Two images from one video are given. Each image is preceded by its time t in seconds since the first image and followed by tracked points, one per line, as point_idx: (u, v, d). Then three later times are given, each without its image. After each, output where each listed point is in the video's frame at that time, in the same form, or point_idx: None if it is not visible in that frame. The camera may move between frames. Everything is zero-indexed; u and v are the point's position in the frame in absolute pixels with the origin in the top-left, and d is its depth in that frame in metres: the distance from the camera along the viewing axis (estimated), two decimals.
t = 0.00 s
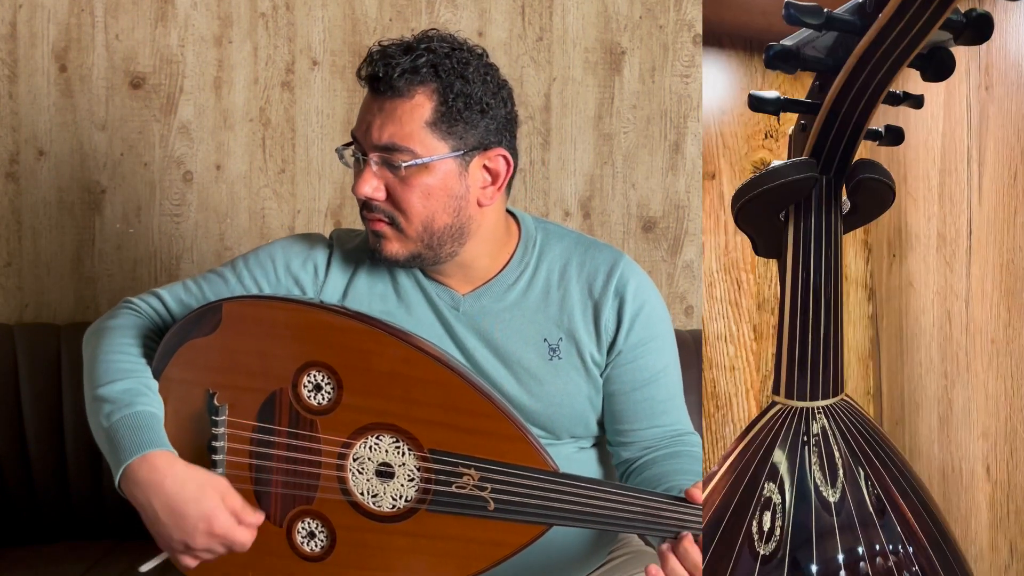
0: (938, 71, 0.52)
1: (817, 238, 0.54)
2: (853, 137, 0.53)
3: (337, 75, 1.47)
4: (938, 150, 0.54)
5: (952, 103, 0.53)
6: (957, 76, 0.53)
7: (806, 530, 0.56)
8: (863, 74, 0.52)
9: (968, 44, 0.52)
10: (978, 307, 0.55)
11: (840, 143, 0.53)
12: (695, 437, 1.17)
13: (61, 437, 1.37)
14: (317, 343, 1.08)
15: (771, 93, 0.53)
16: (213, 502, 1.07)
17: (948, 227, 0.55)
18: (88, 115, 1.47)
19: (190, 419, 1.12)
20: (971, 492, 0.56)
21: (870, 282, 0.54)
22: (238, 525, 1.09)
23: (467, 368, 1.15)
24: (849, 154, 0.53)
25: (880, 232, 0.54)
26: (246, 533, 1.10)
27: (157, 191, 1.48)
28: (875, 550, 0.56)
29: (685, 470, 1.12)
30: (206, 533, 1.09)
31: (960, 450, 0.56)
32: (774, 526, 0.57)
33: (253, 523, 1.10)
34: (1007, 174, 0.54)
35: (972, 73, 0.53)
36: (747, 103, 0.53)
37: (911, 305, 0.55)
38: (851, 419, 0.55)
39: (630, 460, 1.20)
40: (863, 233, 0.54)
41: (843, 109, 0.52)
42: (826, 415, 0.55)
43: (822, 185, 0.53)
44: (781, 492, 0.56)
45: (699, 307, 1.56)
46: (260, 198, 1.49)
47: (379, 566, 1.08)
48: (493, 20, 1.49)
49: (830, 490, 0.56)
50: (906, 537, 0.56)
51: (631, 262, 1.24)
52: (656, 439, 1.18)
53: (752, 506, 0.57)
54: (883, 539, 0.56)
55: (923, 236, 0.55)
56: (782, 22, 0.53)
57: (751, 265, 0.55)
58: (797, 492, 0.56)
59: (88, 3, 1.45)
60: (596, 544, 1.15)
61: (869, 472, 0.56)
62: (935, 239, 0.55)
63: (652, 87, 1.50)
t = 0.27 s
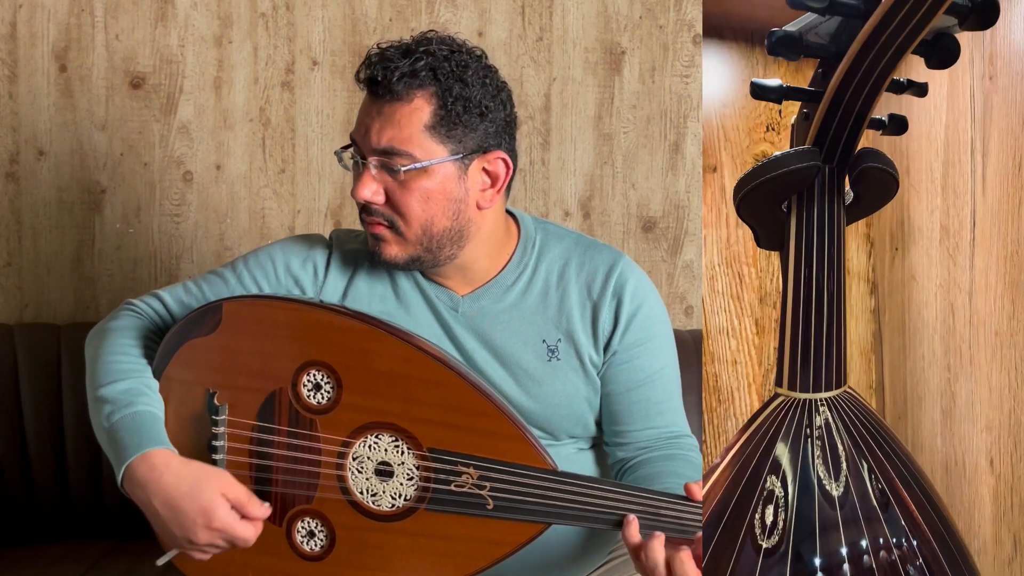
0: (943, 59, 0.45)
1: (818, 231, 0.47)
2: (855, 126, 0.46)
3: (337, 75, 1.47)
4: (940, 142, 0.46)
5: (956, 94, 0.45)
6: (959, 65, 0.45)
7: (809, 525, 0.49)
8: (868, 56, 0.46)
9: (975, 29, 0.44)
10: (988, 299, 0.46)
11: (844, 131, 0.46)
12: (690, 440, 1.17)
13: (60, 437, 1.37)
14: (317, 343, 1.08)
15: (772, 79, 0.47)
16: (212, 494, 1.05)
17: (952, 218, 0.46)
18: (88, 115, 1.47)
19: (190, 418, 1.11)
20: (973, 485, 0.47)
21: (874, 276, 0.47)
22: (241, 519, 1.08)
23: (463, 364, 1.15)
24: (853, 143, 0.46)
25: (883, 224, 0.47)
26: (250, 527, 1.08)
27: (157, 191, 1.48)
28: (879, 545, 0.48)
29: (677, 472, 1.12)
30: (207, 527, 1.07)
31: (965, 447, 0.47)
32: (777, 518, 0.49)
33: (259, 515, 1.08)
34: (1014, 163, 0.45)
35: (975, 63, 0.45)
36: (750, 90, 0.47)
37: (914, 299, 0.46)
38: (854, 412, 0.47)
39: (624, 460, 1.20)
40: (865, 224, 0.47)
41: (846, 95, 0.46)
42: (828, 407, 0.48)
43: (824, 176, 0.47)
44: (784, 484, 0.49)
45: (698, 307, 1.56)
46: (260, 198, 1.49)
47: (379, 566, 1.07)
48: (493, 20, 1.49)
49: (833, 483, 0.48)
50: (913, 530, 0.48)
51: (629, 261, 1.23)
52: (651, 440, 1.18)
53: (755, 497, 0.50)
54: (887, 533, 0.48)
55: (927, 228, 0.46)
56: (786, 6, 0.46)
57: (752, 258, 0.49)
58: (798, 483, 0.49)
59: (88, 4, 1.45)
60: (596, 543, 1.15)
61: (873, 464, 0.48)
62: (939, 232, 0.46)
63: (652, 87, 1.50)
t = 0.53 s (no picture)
0: (948, 42, 0.45)
1: (824, 223, 0.46)
2: (860, 109, 0.45)
3: (337, 75, 1.47)
4: (943, 132, 0.46)
5: (959, 81, 0.45)
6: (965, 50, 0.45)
7: (811, 514, 0.48)
8: (870, 41, 0.45)
9: (980, 11, 0.44)
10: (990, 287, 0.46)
11: (851, 108, 0.45)
12: (689, 441, 1.18)
13: (61, 437, 1.37)
14: (316, 344, 1.08)
15: (775, 63, 0.46)
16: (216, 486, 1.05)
17: (954, 209, 0.46)
18: (88, 115, 1.46)
19: (189, 418, 1.11)
20: (976, 477, 0.47)
21: (875, 268, 0.47)
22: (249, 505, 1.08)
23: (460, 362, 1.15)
24: (857, 125, 0.46)
25: (885, 215, 0.46)
26: (258, 513, 1.08)
27: (157, 191, 1.48)
28: (882, 537, 0.48)
29: (677, 474, 1.13)
30: (216, 520, 1.06)
31: (968, 435, 0.47)
32: (779, 510, 0.49)
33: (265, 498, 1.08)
34: (1019, 151, 0.45)
35: (980, 48, 0.45)
36: (751, 74, 0.47)
37: (916, 291, 0.47)
38: (857, 402, 0.47)
39: (623, 461, 1.20)
40: (867, 214, 0.46)
41: (850, 79, 0.45)
42: (832, 396, 0.47)
43: (828, 161, 0.46)
44: (786, 477, 0.48)
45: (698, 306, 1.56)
46: (260, 198, 1.49)
47: (378, 566, 1.07)
48: (493, 20, 1.49)
49: (836, 474, 0.48)
50: (915, 522, 0.48)
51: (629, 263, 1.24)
52: (650, 442, 1.19)
53: (758, 491, 0.49)
54: (891, 525, 0.48)
55: (929, 219, 0.46)
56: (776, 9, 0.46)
57: (754, 249, 0.49)
58: (800, 473, 0.48)
59: (88, 4, 1.45)
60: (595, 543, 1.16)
61: (876, 453, 0.47)
62: (941, 222, 0.47)
63: (652, 87, 1.50)
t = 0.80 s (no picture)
0: (953, 29, 0.39)
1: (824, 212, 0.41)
2: (864, 97, 0.40)
3: (337, 75, 1.47)
4: (946, 123, 0.40)
5: (963, 70, 0.40)
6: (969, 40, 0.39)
7: (815, 506, 0.42)
8: (876, 25, 0.40)
9: None
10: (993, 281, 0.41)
11: (855, 93, 0.40)
12: (688, 442, 1.18)
13: (61, 437, 1.37)
14: (316, 344, 1.08)
15: (778, 51, 0.41)
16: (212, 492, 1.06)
17: (958, 201, 0.41)
18: (88, 115, 1.47)
19: (190, 419, 1.11)
20: (979, 468, 0.41)
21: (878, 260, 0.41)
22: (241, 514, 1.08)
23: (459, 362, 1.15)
24: (861, 113, 0.40)
25: (889, 207, 0.41)
26: (250, 520, 1.09)
27: (156, 191, 1.48)
28: (885, 530, 0.41)
29: (677, 473, 1.13)
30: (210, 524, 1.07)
31: (970, 426, 0.41)
32: (782, 503, 0.42)
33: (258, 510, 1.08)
34: None
35: (984, 38, 0.39)
36: (754, 63, 0.41)
37: (918, 285, 0.41)
38: (860, 395, 0.41)
39: (624, 462, 1.20)
40: (870, 204, 0.41)
41: (854, 65, 0.40)
42: (834, 387, 0.41)
43: (831, 151, 0.41)
44: (789, 469, 0.42)
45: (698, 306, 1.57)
46: (260, 198, 1.49)
47: (377, 566, 1.07)
48: (493, 20, 1.49)
49: (839, 466, 0.41)
50: (921, 513, 0.41)
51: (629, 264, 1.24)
52: (650, 442, 1.18)
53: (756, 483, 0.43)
54: (896, 518, 0.41)
55: (932, 211, 0.41)
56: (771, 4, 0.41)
57: (756, 241, 0.43)
58: (802, 465, 0.42)
59: (88, 4, 1.45)
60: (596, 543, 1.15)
61: (880, 446, 0.41)
62: (945, 215, 0.41)
63: (652, 87, 1.50)
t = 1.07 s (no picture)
0: (958, 17, 0.44)
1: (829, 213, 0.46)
2: (867, 88, 0.46)
3: (337, 75, 1.47)
4: (950, 117, 0.45)
5: (967, 66, 0.45)
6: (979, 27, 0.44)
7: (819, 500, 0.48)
8: (879, 18, 0.45)
9: None
10: (995, 274, 0.45)
11: (856, 89, 0.46)
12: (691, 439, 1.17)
13: (61, 437, 1.37)
14: (317, 344, 1.08)
15: (782, 40, 0.47)
16: (214, 484, 1.05)
17: (962, 193, 0.45)
18: (88, 115, 1.47)
19: (189, 419, 1.11)
20: (983, 464, 0.46)
21: (880, 257, 0.46)
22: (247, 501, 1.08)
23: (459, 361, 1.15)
24: (864, 105, 0.46)
25: (890, 202, 0.46)
26: (257, 509, 1.08)
27: (157, 191, 1.48)
28: (887, 524, 0.47)
29: (680, 471, 1.13)
30: (216, 518, 1.06)
31: (972, 422, 0.46)
32: (784, 497, 0.49)
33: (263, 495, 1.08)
34: None
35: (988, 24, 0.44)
36: (757, 52, 0.47)
37: (922, 279, 0.46)
38: (863, 386, 0.47)
39: (626, 462, 1.20)
40: (873, 198, 0.46)
41: (859, 55, 0.46)
42: (837, 381, 0.47)
43: (834, 143, 0.46)
44: (791, 463, 0.48)
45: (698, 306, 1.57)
46: (260, 198, 1.49)
47: (378, 566, 1.07)
48: (493, 20, 1.49)
49: (841, 461, 0.47)
50: (922, 507, 0.47)
51: (629, 264, 1.24)
52: (653, 441, 1.18)
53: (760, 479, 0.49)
54: (898, 511, 0.47)
55: (936, 206, 0.46)
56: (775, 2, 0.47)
57: (758, 236, 0.48)
58: (805, 458, 0.48)
59: (88, 4, 1.44)
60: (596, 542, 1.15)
61: (883, 440, 0.47)
62: (948, 209, 0.46)
63: (652, 87, 1.50)
